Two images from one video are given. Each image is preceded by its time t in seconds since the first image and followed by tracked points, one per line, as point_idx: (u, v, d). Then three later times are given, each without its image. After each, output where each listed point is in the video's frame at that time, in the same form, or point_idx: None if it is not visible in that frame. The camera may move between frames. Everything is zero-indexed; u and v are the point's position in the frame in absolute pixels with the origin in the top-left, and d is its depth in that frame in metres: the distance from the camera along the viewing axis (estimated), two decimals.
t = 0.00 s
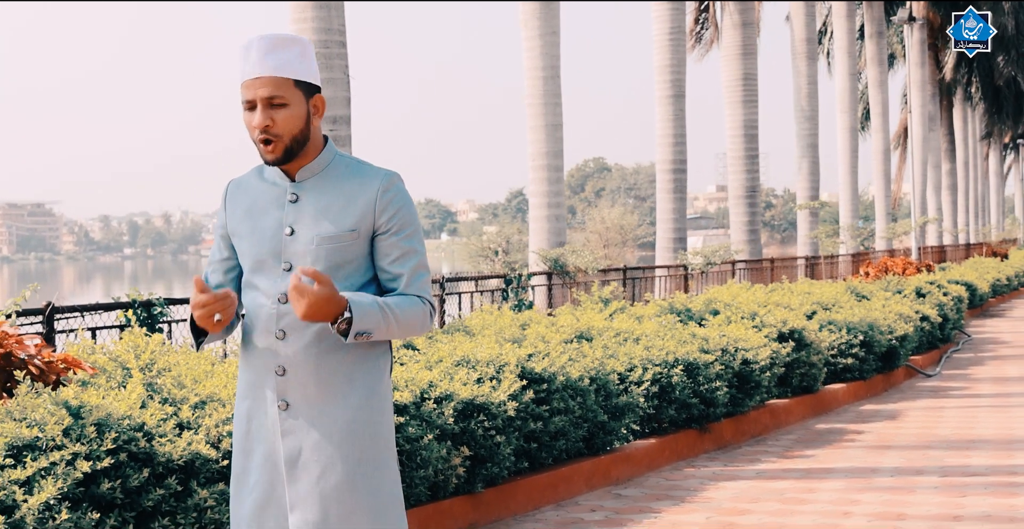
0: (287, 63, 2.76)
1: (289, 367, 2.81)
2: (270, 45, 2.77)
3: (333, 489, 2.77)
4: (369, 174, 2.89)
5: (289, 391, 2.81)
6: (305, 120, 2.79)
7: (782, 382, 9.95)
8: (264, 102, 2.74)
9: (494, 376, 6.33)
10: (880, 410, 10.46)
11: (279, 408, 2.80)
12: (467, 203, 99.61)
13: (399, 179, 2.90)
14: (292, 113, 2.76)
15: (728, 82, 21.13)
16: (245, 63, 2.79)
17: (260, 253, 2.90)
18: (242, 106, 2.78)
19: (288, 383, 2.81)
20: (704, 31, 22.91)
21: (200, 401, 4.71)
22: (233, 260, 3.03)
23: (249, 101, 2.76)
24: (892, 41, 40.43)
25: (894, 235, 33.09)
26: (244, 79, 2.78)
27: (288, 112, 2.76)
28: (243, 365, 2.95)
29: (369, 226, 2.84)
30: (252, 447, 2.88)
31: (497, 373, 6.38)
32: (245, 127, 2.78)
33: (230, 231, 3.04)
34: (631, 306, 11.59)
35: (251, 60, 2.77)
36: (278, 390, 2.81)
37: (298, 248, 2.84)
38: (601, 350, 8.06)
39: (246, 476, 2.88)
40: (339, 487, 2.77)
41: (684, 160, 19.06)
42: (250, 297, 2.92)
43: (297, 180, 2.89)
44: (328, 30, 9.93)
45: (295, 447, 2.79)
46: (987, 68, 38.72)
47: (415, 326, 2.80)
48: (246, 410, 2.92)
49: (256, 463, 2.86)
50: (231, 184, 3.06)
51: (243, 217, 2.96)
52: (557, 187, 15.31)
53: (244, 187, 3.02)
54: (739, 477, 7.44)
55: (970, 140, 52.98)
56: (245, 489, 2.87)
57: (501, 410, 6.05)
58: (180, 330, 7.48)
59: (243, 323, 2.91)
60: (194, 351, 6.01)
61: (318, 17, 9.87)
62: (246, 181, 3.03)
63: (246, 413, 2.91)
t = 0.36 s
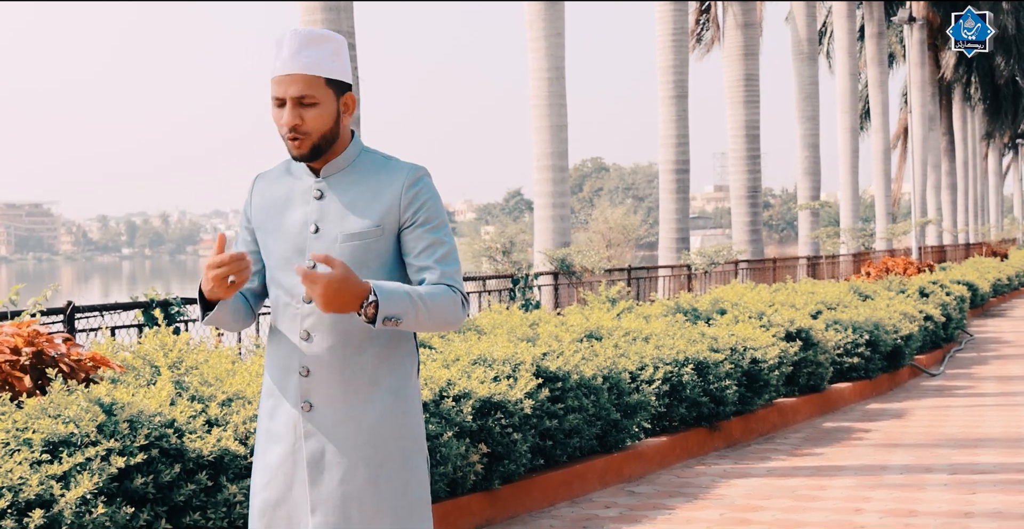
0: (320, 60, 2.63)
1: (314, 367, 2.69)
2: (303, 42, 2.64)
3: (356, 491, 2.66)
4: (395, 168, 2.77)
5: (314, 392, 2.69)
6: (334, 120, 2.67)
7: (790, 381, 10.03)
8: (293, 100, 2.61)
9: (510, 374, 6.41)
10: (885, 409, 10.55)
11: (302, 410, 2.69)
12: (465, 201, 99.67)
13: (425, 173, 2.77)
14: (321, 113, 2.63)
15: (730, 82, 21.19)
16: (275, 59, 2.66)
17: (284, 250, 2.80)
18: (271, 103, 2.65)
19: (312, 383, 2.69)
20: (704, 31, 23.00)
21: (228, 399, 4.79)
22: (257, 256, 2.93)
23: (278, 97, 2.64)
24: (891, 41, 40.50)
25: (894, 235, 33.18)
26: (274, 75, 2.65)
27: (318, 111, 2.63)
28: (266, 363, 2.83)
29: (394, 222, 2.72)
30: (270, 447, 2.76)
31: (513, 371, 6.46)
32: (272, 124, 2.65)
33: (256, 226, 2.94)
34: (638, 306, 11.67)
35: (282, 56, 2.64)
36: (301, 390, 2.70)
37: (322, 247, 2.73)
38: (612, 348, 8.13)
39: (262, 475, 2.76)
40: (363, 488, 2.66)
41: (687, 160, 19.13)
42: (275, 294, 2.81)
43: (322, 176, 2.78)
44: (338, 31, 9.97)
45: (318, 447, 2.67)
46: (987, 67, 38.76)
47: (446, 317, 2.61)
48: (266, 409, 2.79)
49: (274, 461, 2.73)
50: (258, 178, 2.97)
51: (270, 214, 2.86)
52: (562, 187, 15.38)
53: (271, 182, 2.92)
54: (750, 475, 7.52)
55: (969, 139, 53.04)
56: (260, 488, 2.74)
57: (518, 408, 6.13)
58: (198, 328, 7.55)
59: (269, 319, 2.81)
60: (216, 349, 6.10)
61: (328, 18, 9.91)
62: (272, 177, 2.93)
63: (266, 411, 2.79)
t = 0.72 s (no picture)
0: (341, 68, 2.62)
1: (341, 361, 2.64)
2: (323, 53, 2.63)
3: (375, 485, 2.61)
4: (427, 172, 2.75)
5: (339, 386, 2.64)
6: (361, 124, 2.65)
7: (802, 379, 10.13)
8: (317, 109, 2.60)
9: (531, 372, 6.53)
10: (897, 407, 10.64)
11: (325, 402, 2.63)
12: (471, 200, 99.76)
13: (456, 175, 2.75)
14: (348, 119, 2.62)
15: (738, 82, 21.26)
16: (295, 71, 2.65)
17: (315, 246, 2.77)
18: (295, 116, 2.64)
19: (337, 378, 2.64)
20: (715, 32, 23.10)
21: (261, 394, 4.91)
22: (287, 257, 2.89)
23: (302, 107, 2.63)
24: (898, 41, 40.56)
25: (902, 235, 33.28)
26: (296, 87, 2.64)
27: (344, 119, 2.62)
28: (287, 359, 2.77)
29: (425, 218, 2.69)
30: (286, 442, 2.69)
31: (534, 368, 6.58)
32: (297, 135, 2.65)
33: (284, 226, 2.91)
34: (650, 305, 11.76)
35: (302, 68, 2.64)
36: (326, 383, 2.64)
37: (352, 243, 2.70)
38: (628, 346, 8.24)
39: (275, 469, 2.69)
40: (383, 484, 2.62)
41: (696, 160, 19.21)
42: (303, 292, 2.77)
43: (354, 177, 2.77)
44: (354, 34, 9.94)
45: (340, 441, 2.62)
46: (993, 67, 38.79)
47: (475, 296, 2.52)
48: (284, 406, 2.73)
49: (291, 455, 2.66)
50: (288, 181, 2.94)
51: (300, 213, 2.83)
52: (573, 188, 15.47)
53: (302, 184, 2.89)
54: (765, 471, 7.62)
55: (975, 138, 53.11)
56: (272, 479, 2.67)
57: (538, 404, 6.26)
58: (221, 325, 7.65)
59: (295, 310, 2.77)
60: (243, 346, 6.23)
61: (344, 21, 9.90)
62: (302, 179, 2.90)
63: (283, 405, 2.72)
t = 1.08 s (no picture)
0: (329, 67, 2.76)
1: (336, 372, 2.73)
2: (312, 51, 2.76)
3: (375, 490, 2.71)
4: (408, 183, 2.86)
5: (336, 396, 2.73)
6: (348, 124, 2.78)
7: (814, 379, 10.22)
8: (306, 107, 2.72)
9: (549, 372, 6.63)
10: (908, 407, 10.72)
11: (323, 412, 2.72)
12: (478, 201, 99.70)
13: (437, 186, 2.86)
14: (336, 116, 2.74)
15: (748, 83, 21.31)
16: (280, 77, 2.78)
17: (300, 257, 2.82)
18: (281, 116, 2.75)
19: (333, 388, 2.73)
20: (727, 33, 23.19)
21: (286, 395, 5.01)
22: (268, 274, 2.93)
23: (290, 105, 2.75)
24: (907, 41, 40.58)
25: (911, 235, 33.29)
26: (284, 86, 2.77)
27: (332, 116, 2.74)
28: (276, 376, 2.85)
29: (411, 226, 2.79)
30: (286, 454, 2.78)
31: (552, 369, 6.68)
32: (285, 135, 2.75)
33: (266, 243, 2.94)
34: (662, 306, 11.84)
35: (288, 71, 2.77)
36: (323, 394, 2.73)
37: (340, 253, 2.78)
38: (643, 347, 8.32)
39: (276, 480, 2.77)
40: (383, 489, 2.71)
41: (706, 161, 19.26)
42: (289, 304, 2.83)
43: (339, 189, 2.86)
44: (369, 37, 9.99)
45: (339, 450, 2.72)
46: (1002, 67, 38.79)
47: (465, 311, 2.65)
48: (281, 419, 2.81)
49: (291, 466, 2.75)
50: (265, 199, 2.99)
51: (281, 226, 2.88)
52: (585, 189, 15.53)
53: (279, 200, 2.95)
54: (779, 471, 7.71)
55: (984, 138, 53.04)
56: (275, 495, 2.75)
57: (557, 405, 6.35)
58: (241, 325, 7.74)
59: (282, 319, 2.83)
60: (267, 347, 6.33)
61: (359, 24, 9.96)
62: (279, 196, 2.95)
63: (277, 423, 2.81)
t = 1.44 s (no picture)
0: (295, 60, 2.92)
1: (309, 370, 2.87)
2: (279, 45, 2.92)
3: (352, 488, 2.85)
4: (372, 180, 3.01)
5: (308, 395, 2.87)
6: (312, 115, 2.93)
7: (830, 378, 10.28)
8: (270, 97, 2.88)
9: (570, 371, 6.71)
10: (922, 406, 10.78)
11: (297, 412, 2.85)
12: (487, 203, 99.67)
13: (402, 183, 3.02)
14: (300, 107, 2.90)
15: (760, 83, 21.36)
16: (248, 67, 2.94)
17: (269, 258, 2.98)
18: (248, 107, 2.91)
19: (306, 388, 2.87)
20: (740, 33, 23.27)
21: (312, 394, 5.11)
22: (235, 274, 3.09)
23: (256, 98, 2.90)
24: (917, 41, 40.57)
25: (924, 235, 33.27)
26: (250, 78, 2.92)
27: (296, 106, 2.90)
28: (242, 380, 2.99)
29: (376, 226, 2.95)
30: (260, 456, 2.91)
31: (572, 368, 6.76)
32: (252, 126, 2.92)
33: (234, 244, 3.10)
34: (677, 305, 11.92)
35: (254, 61, 2.92)
36: (296, 393, 2.87)
37: (308, 252, 2.93)
38: (661, 346, 8.40)
39: (252, 484, 2.90)
40: (359, 486, 2.86)
41: (719, 161, 19.31)
42: (260, 304, 2.99)
43: (303, 186, 3.00)
44: (386, 38, 10.03)
45: (314, 449, 2.85)
46: (1013, 66, 38.77)
47: (411, 324, 2.89)
48: (253, 420, 2.94)
49: (267, 468, 2.88)
50: (232, 200, 3.14)
51: (250, 228, 3.04)
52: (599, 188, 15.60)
53: (247, 200, 3.10)
54: (796, 468, 7.79)
55: (995, 138, 52.96)
56: (255, 497, 2.89)
57: (578, 403, 6.43)
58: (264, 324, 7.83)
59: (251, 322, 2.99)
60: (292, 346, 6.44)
61: (376, 26, 10.01)
62: (245, 196, 3.11)
63: (249, 424, 2.94)
